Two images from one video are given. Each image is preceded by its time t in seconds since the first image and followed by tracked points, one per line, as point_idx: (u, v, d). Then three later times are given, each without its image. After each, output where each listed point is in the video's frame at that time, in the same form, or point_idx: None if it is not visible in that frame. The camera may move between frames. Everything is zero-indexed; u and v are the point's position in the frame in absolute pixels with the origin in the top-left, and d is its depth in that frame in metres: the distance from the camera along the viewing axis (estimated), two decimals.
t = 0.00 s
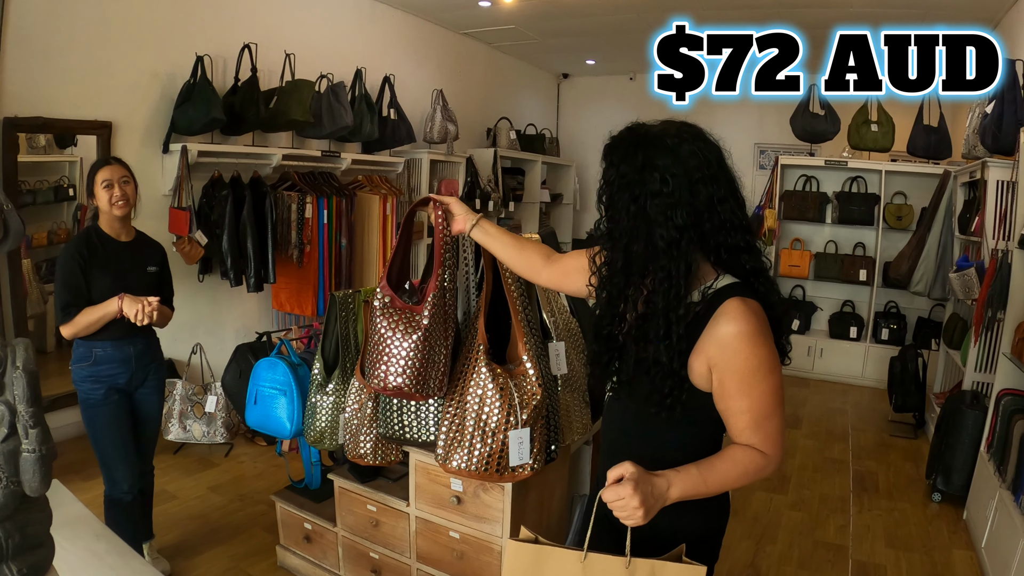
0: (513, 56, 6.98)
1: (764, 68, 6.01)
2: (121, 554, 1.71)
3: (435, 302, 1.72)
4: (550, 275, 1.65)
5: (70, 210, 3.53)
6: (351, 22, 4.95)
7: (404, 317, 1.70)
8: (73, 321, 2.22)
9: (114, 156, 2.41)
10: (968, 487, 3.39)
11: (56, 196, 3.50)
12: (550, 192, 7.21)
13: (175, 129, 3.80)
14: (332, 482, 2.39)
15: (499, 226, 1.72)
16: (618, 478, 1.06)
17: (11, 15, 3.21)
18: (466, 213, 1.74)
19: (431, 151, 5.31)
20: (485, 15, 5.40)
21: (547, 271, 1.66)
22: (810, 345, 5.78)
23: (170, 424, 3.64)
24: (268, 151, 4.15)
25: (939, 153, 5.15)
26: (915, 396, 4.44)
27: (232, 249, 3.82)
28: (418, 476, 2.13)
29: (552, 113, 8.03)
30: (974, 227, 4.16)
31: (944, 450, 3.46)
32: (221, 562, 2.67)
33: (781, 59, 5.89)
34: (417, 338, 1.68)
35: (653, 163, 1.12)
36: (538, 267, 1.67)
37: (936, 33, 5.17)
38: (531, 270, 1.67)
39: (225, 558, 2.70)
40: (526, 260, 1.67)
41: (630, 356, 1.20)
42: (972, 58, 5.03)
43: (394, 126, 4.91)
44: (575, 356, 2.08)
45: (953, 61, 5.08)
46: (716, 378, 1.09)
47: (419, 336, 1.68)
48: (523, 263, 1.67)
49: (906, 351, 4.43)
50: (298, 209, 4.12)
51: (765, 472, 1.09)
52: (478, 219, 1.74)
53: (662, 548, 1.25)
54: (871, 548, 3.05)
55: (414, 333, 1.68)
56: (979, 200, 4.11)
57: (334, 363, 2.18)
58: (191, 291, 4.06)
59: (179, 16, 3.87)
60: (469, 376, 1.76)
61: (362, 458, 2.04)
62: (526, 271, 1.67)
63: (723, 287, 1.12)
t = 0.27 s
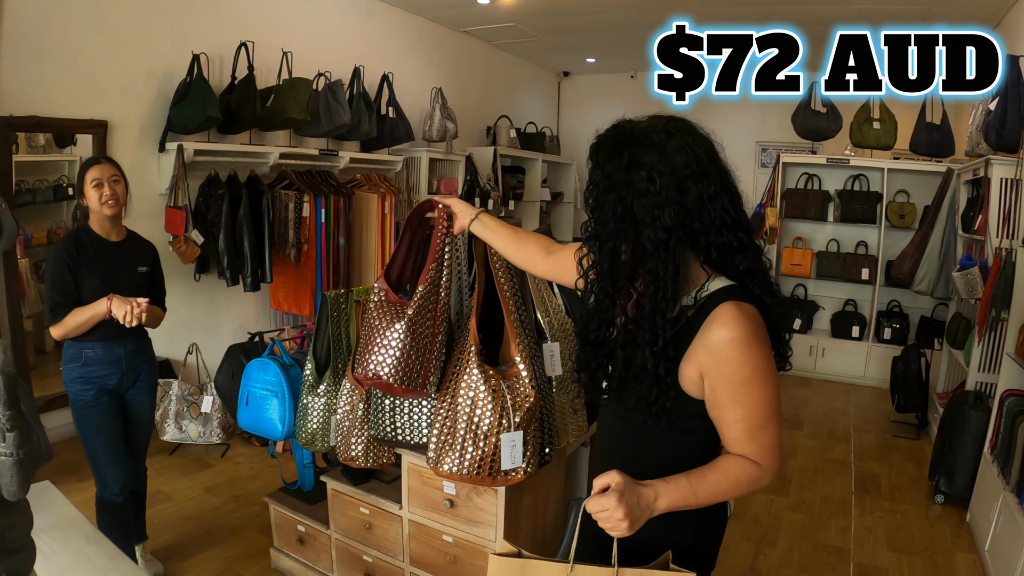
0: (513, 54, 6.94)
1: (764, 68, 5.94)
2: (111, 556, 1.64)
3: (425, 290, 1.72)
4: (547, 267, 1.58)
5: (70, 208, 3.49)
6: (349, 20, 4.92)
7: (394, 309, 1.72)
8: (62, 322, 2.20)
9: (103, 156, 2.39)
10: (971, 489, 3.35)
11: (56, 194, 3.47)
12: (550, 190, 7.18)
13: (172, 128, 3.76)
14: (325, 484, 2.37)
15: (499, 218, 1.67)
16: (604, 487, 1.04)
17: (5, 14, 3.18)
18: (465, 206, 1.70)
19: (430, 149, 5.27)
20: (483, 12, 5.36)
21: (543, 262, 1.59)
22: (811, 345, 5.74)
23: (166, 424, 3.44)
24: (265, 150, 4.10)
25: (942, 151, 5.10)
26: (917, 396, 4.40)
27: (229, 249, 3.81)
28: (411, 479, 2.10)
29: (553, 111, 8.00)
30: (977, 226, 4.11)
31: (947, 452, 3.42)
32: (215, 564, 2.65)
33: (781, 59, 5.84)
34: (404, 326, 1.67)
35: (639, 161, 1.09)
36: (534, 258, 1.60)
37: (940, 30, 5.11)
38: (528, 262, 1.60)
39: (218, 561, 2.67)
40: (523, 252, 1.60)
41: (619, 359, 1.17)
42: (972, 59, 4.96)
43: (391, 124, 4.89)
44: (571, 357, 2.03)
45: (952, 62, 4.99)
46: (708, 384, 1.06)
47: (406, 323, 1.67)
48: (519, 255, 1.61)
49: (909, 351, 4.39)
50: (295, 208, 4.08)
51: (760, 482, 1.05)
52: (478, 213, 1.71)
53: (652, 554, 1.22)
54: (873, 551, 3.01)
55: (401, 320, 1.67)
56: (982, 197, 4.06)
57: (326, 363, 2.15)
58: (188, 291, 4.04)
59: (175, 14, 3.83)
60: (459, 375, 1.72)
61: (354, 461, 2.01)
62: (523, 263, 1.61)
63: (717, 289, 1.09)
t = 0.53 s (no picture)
0: (514, 52, 6.91)
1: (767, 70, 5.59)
2: (105, 558, 1.62)
3: (419, 297, 1.73)
4: (549, 261, 1.59)
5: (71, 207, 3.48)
6: (349, 18, 4.89)
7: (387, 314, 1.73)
8: (57, 322, 2.19)
9: (98, 155, 2.37)
10: (976, 490, 3.31)
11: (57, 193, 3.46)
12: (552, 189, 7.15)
13: (171, 126, 3.74)
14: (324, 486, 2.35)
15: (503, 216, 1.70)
16: (603, 495, 1.02)
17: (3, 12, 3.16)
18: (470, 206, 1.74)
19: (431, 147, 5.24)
20: (484, 10, 5.33)
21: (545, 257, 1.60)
22: (815, 344, 5.71)
23: (166, 424, 3.36)
24: (265, 148, 4.07)
25: (946, 148, 5.06)
26: (922, 396, 4.36)
27: (229, 248, 3.78)
28: (410, 481, 2.08)
29: (555, 110, 7.97)
30: (982, 224, 4.07)
31: (952, 452, 3.39)
32: (213, 566, 2.63)
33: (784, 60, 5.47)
34: (392, 333, 1.69)
35: (639, 154, 1.06)
36: (535, 252, 1.62)
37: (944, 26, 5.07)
38: (530, 257, 1.62)
39: (217, 562, 2.66)
40: (525, 246, 1.62)
41: (617, 360, 1.15)
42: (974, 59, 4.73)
43: (392, 123, 4.86)
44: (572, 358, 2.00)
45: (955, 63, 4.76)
46: (708, 387, 1.03)
47: (393, 331, 1.69)
48: (521, 250, 1.63)
49: (913, 350, 4.36)
50: (296, 207, 4.04)
51: (764, 489, 1.02)
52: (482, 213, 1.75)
53: (653, 557, 1.20)
54: (877, 552, 2.98)
55: (389, 327, 1.70)
56: (987, 195, 4.02)
57: (324, 364, 2.13)
58: (188, 291, 4.03)
59: (174, 12, 3.81)
60: (459, 375, 1.70)
61: (351, 462, 1.98)
62: (525, 257, 1.63)
63: (718, 289, 1.07)
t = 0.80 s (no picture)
0: (517, 50, 6.89)
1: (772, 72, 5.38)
2: (107, 559, 1.61)
3: (421, 301, 1.73)
4: (547, 256, 1.57)
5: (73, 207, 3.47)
6: (352, 17, 4.88)
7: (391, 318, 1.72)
8: (57, 323, 2.18)
9: (99, 154, 2.36)
10: (982, 490, 3.29)
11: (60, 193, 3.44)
12: (555, 188, 7.13)
13: (173, 125, 3.72)
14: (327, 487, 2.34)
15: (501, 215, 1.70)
16: (608, 495, 1.01)
17: (5, 11, 3.15)
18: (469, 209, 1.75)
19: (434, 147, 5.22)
20: (487, 9, 5.32)
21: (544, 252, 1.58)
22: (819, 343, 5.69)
23: (168, 424, 3.32)
24: (268, 148, 4.06)
25: (950, 147, 5.04)
26: (927, 396, 4.34)
27: (232, 249, 3.75)
28: (413, 482, 2.07)
29: (558, 109, 7.95)
30: (988, 223, 4.04)
31: (957, 452, 3.37)
32: (216, 567, 2.62)
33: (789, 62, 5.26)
34: (395, 338, 1.69)
35: (644, 144, 1.05)
36: (534, 247, 1.60)
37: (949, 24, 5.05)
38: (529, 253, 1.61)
39: (219, 563, 2.65)
40: (524, 243, 1.61)
41: (616, 358, 1.13)
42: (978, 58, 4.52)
43: (395, 122, 4.85)
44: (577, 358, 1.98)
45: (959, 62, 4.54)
46: (711, 382, 1.01)
47: (397, 336, 1.68)
48: (520, 246, 1.62)
49: (918, 350, 4.34)
50: (299, 206, 4.03)
51: (772, 485, 1.01)
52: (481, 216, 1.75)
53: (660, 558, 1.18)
54: (882, 553, 2.96)
55: (393, 333, 1.69)
56: (993, 194, 4.00)
57: (327, 364, 2.12)
58: (190, 290, 4.02)
59: (177, 11, 3.80)
60: (463, 376, 1.68)
61: (355, 464, 1.97)
62: (524, 253, 1.61)
63: (715, 284, 1.04)
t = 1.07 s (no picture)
0: (519, 50, 6.88)
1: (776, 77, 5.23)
2: (107, 560, 1.61)
3: (425, 296, 1.74)
4: (541, 255, 1.57)
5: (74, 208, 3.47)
6: (354, 16, 4.87)
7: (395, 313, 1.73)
8: (57, 324, 2.18)
9: (100, 155, 2.36)
10: (984, 492, 3.28)
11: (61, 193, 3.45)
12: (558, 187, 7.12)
13: (174, 125, 3.72)
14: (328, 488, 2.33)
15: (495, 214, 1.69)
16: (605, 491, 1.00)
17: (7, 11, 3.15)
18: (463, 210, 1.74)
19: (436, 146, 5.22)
20: (488, 8, 5.31)
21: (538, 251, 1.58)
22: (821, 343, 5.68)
23: (169, 425, 3.32)
24: (270, 148, 4.05)
25: (953, 146, 5.02)
26: (929, 396, 4.33)
27: (233, 249, 3.74)
28: (414, 483, 2.06)
29: (560, 108, 7.94)
30: (990, 223, 4.02)
31: (960, 453, 3.36)
32: (216, 567, 2.62)
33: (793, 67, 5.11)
34: (398, 336, 1.69)
35: (639, 139, 1.05)
36: (528, 246, 1.59)
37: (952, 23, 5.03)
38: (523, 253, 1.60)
39: (220, 564, 2.64)
40: (517, 242, 1.60)
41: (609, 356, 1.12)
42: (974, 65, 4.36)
43: (396, 122, 4.84)
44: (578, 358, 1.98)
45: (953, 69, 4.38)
46: (707, 376, 1.01)
47: (401, 329, 1.69)
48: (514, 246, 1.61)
49: (920, 350, 4.33)
50: (300, 206, 4.02)
51: (770, 482, 1.00)
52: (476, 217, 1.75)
53: (661, 560, 1.18)
54: (885, 555, 2.95)
55: (397, 325, 1.70)
56: (996, 194, 3.98)
57: (328, 365, 2.11)
58: (192, 290, 4.02)
59: (178, 11, 3.80)
60: (465, 377, 1.68)
61: (356, 464, 1.97)
62: (519, 251, 1.60)
63: (709, 279, 1.04)
